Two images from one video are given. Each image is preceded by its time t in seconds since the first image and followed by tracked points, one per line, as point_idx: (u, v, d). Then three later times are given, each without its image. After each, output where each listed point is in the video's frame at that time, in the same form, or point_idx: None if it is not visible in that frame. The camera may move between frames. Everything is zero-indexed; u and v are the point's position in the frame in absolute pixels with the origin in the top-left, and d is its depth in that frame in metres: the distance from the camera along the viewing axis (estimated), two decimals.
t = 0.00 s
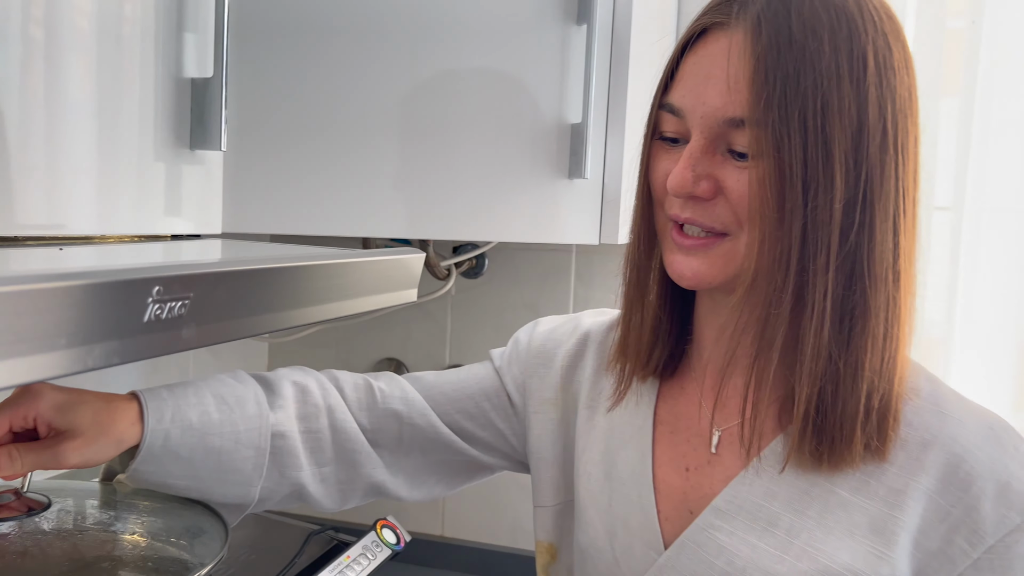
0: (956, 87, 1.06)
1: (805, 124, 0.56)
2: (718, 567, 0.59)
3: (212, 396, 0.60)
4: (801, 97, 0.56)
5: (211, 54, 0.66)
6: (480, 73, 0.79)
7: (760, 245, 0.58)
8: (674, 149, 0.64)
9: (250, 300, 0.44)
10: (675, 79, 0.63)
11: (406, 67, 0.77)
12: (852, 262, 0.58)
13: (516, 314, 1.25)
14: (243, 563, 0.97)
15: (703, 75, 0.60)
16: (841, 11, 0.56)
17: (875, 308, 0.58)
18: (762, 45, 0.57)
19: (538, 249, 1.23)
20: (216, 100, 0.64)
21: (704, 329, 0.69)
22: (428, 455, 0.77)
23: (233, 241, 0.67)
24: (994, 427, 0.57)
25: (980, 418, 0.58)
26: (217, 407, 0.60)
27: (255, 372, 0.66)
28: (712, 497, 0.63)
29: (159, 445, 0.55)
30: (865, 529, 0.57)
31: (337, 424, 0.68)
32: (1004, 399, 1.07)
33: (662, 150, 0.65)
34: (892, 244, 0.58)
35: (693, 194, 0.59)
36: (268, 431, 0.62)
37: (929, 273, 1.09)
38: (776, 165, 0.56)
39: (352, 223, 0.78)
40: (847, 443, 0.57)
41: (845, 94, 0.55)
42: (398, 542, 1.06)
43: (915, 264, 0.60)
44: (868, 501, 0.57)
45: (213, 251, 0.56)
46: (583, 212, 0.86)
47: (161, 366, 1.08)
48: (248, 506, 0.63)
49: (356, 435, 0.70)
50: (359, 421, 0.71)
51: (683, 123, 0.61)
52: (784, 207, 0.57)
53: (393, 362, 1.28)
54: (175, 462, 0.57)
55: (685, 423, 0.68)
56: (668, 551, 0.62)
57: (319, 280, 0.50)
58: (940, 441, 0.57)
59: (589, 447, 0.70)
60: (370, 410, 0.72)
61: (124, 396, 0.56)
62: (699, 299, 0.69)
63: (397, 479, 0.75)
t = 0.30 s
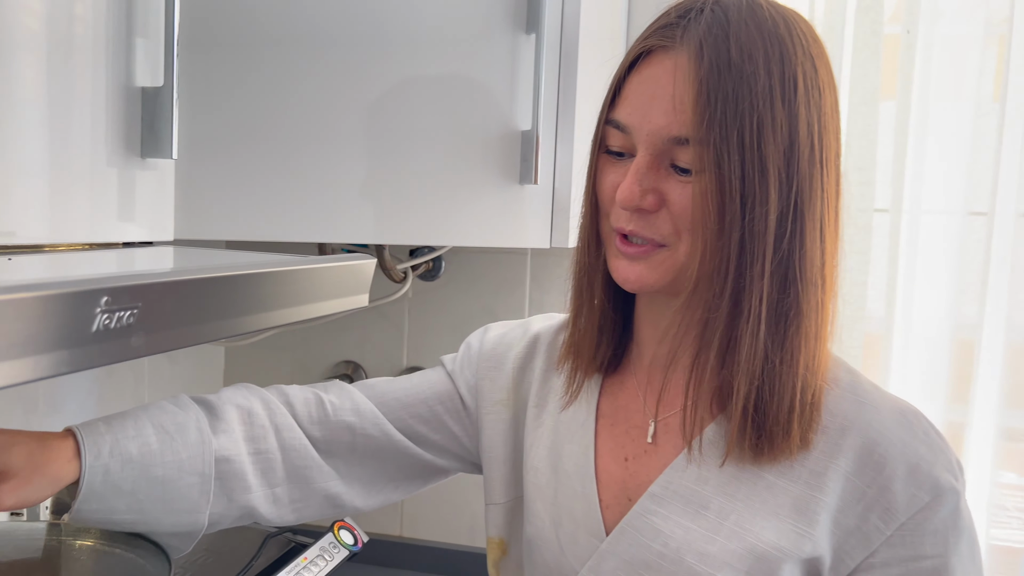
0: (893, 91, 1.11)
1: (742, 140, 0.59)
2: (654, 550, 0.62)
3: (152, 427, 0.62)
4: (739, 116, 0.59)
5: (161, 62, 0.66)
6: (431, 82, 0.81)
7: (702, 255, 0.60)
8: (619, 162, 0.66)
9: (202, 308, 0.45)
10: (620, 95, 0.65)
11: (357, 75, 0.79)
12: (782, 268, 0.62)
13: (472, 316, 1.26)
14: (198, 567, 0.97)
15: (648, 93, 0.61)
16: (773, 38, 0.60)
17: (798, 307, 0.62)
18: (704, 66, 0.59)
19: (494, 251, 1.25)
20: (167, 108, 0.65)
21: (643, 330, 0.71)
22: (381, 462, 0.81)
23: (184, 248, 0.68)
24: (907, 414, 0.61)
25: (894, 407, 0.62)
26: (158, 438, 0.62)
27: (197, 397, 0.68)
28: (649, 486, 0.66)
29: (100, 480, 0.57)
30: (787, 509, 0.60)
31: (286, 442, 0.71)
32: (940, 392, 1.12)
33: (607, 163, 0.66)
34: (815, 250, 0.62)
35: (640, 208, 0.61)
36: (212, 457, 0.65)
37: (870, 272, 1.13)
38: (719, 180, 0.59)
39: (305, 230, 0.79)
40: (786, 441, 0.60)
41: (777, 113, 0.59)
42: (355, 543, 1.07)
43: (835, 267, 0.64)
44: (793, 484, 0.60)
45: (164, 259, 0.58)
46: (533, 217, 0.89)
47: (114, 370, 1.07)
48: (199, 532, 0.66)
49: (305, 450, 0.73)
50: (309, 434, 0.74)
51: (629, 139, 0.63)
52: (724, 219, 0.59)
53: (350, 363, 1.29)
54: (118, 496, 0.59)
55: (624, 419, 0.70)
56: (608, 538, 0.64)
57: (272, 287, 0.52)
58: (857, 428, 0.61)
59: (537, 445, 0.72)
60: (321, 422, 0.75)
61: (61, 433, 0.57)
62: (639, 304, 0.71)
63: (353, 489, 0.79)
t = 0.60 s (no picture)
0: (846, 92, 1.13)
1: (696, 147, 0.61)
2: (612, 535, 0.64)
3: (114, 436, 0.63)
4: (693, 124, 0.61)
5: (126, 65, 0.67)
6: (395, 84, 0.83)
7: (659, 254, 0.63)
8: (579, 166, 0.68)
9: (171, 309, 0.46)
10: (579, 101, 0.67)
11: (322, 76, 0.80)
12: (733, 266, 0.65)
13: (437, 313, 1.28)
14: (165, 565, 0.98)
15: (606, 100, 0.63)
16: (723, 49, 0.62)
17: (746, 302, 0.65)
18: (659, 75, 0.62)
19: (458, 248, 1.27)
20: (132, 113, 0.65)
21: (601, 326, 0.74)
22: (347, 460, 0.83)
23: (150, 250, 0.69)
24: (849, 400, 0.64)
25: (836, 393, 0.65)
26: (121, 447, 0.64)
27: (160, 403, 0.69)
28: (606, 472, 0.68)
29: (62, 491, 0.59)
30: (737, 491, 0.63)
31: (250, 446, 0.73)
32: (890, 382, 1.16)
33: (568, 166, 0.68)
34: (762, 249, 0.65)
35: (599, 211, 0.63)
36: (174, 463, 0.67)
37: (824, 267, 1.17)
38: (674, 185, 0.62)
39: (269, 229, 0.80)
40: (739, 431, 0.63)
41: (727, 120, 0.62)
42: (324, 538, 1.08)
43: (782, 264, 0.67)
44: (741, 468, 0.64)
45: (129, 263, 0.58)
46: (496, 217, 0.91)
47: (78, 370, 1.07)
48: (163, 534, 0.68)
49: (270, 453, 0.74)
50: (275, 436, 0.76)
51: (587, 144, 0.65)
52: (679, 221, 0.62)
53: (316, 361, 1.30)
54: (80, 505, 0.61)
55: (582, 411, 0.73)
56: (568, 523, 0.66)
57: (239, 287, 0.53)
58: (801, 413, 0.64)
59: (500, 438, 0.73)
60: (287, 424, 0.76)
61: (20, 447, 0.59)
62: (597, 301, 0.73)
63: (319, 488, 0.80)
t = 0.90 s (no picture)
0: (808, 88, 1.17)
1: (662, 150, 0.64)
2: (583, 516, 0.67)
3: (99, 433, 0.63)
4: (658, 128, 0.64)
5: (108, 65, 0.67)
6: (370, 84, 0.85)
7: (626, 253, 0.66)
8: (549, 167, 0.70)
9: (162, 305, 0.48)
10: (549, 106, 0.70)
11: (299, 76, 0.81)
12: (698, 262, 0.67)
13: (412, 306, 1.31)
14: (145, 557, 0.99)
15: (574, 106, 0.66)
16: (686, 55, 0.65)
17: (709, 296, 0.68)
18: (626, 81, 0.64)
19: (432, 242, 1.29)
20: (117, 112, 0.66)
21: (572, 319, 0.76)
22: (325, 451, 0.83)
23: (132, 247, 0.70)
24: (805, 386, 0.68)
25: (793, 378, 0.69)
26: (105, 442, 0.63)
27: (142, 398, 0.69)
28: (576, 457, 0.72)
29: (50, 488, 0.59)
30: (700, 472, 0.67)
31: (232, 439, 0.73)
32: (850, 370, 1.21)
33: (538, 167, 0.71)
34: (725, 245, 0.68)
35: (569, 211, 0.66)
36: (158, 458, 0.67)
37: (787, 258, 1.20)
38: (641, 187, 0.64)
39: (248, 224, 0.81)
40: (704, 420, 0.66)
41: (690, 124, 0.65)
42: (302, 529, 1.10)
43: (744, 259, 0.70)
44: (704, 451, 0.67)
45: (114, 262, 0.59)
46: (471, 212, 0.93)
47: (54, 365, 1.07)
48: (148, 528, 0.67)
49: (251, 446, 0.75)
50: (256, 428, 0.77)
51: (557, 147, 0.68)
52: (646, 221, 0.65)
53: (291, 354, 1.32)
54: (68, 500, 0.61)
55: (554, 400, 0.76)
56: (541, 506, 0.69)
57: (227, 283, 0.55)
58: (760, 398, 0.67)
59: (475, 427, 0.76)
60: (268, 416, 0.77)
61: (5, 444, 0.58)
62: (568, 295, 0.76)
63: (298, 479, 0.81)
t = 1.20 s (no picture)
0: (776, 83, 1.21)
1: (636, 154, 0.68)
2: (567, 499, 0.71)
3: (101, 421, 0.65)
4: (633, 133, 0.67)
5: (106, 68, 0.68)
6: (358, 85, 0.87)
7: (605, 251, 0.70)
8: (530, 170, 0.74)
9: (173, 304, 0.50)
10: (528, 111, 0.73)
11: (291, 78, 0.83)
12: (673, 258, 0.71)
13: (394, 300, 1.33)
14: (135, 550, 1.01)
15: (553, 112, 0.70)
16: (658, 63, 0.69)
17: (683, 290, 0.72)
18: (601, 88, 0.68)
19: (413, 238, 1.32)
20: (115, 115, 0.68)
21: (553, 313, 0.80)
22: (315, 438, 0.86)
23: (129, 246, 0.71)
24: (772, 374, 0.72)
25: (762, 366, 0.73)
26: (107, 430, 0.66)
27: (139, 385, 0.72)
28: (559, 444, 0.75)
29: (55, 474, 0.61)
30: (676, 455, 0.71)
31: (226, 427, 0.76)
32: (817, 359, 1.26)
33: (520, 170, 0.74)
34: (697, 242, 0.72)
35: (550, 213, 0.69)
36: (157, 445, 0.69)
37: (757, 252, 1.25)
38: (618, 188, 0.68)
39: (242, 225, 0.82)
40: (680, 407, 0.70)
41: (663, 128, 0.69)
42: (290, 518, 1.11)
43: (715, 255, 0.74)
44: (679, 435, 0.71)
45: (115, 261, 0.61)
46: (454, 210, 0.96)
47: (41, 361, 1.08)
48: (147, 514, 0.70)
49: (244, 433, 0.77)
50: (248, 416, 0.79)
51: (538, 151, 0.71)
52: (623, 221, 0.68)
53: (274, 348, 1.34)
54: (70, 485, 0.63)
55: (537, 390, 0.79)
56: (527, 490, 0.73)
57: (231, 280, 0.57)
58: (731, 385, 0.72)
59: (461, 416, 0.79)
60: (259, 404, 0.79)
61: (11, 431, 0.61)
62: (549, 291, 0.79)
63: (289, 465, 0.83)
